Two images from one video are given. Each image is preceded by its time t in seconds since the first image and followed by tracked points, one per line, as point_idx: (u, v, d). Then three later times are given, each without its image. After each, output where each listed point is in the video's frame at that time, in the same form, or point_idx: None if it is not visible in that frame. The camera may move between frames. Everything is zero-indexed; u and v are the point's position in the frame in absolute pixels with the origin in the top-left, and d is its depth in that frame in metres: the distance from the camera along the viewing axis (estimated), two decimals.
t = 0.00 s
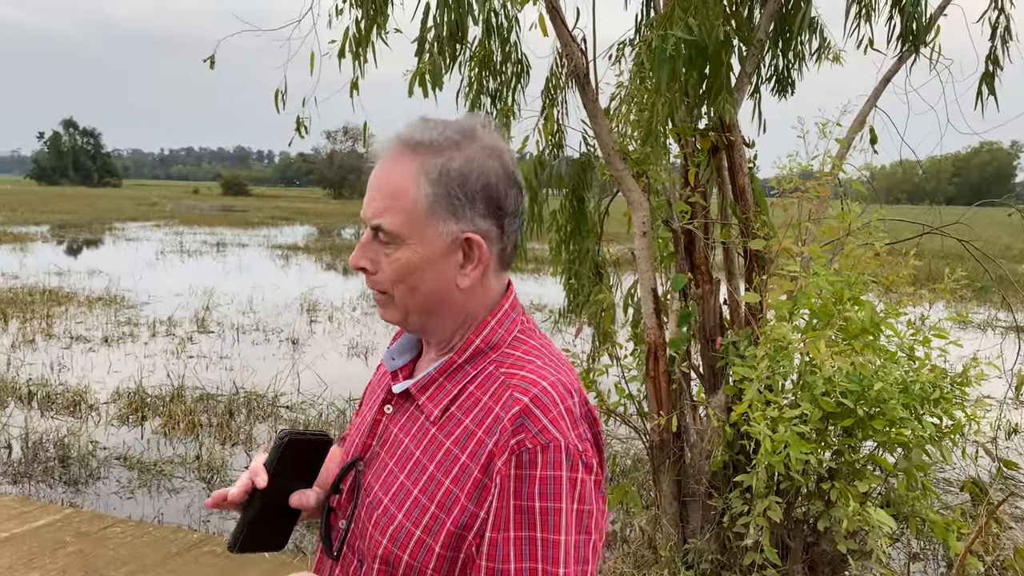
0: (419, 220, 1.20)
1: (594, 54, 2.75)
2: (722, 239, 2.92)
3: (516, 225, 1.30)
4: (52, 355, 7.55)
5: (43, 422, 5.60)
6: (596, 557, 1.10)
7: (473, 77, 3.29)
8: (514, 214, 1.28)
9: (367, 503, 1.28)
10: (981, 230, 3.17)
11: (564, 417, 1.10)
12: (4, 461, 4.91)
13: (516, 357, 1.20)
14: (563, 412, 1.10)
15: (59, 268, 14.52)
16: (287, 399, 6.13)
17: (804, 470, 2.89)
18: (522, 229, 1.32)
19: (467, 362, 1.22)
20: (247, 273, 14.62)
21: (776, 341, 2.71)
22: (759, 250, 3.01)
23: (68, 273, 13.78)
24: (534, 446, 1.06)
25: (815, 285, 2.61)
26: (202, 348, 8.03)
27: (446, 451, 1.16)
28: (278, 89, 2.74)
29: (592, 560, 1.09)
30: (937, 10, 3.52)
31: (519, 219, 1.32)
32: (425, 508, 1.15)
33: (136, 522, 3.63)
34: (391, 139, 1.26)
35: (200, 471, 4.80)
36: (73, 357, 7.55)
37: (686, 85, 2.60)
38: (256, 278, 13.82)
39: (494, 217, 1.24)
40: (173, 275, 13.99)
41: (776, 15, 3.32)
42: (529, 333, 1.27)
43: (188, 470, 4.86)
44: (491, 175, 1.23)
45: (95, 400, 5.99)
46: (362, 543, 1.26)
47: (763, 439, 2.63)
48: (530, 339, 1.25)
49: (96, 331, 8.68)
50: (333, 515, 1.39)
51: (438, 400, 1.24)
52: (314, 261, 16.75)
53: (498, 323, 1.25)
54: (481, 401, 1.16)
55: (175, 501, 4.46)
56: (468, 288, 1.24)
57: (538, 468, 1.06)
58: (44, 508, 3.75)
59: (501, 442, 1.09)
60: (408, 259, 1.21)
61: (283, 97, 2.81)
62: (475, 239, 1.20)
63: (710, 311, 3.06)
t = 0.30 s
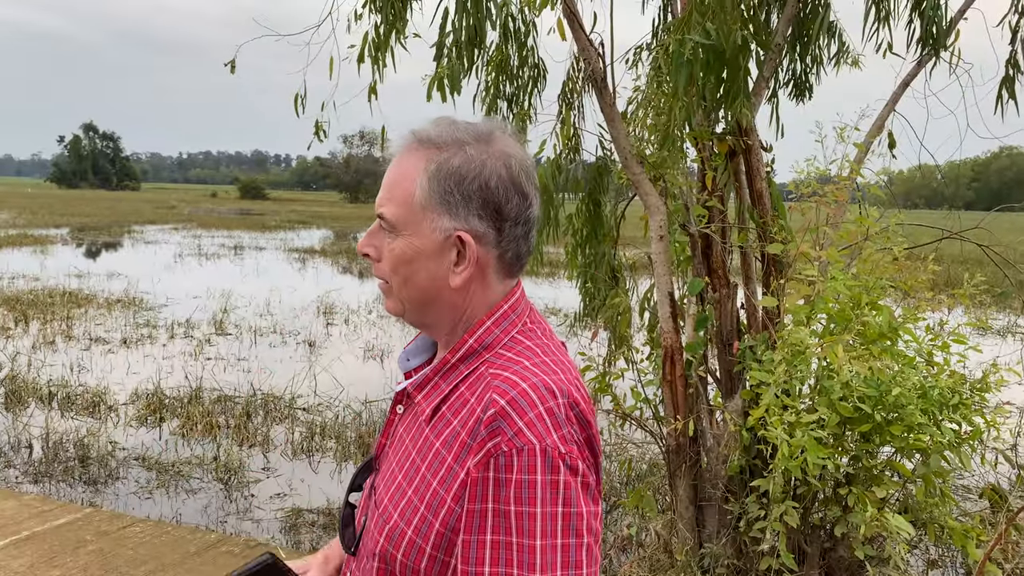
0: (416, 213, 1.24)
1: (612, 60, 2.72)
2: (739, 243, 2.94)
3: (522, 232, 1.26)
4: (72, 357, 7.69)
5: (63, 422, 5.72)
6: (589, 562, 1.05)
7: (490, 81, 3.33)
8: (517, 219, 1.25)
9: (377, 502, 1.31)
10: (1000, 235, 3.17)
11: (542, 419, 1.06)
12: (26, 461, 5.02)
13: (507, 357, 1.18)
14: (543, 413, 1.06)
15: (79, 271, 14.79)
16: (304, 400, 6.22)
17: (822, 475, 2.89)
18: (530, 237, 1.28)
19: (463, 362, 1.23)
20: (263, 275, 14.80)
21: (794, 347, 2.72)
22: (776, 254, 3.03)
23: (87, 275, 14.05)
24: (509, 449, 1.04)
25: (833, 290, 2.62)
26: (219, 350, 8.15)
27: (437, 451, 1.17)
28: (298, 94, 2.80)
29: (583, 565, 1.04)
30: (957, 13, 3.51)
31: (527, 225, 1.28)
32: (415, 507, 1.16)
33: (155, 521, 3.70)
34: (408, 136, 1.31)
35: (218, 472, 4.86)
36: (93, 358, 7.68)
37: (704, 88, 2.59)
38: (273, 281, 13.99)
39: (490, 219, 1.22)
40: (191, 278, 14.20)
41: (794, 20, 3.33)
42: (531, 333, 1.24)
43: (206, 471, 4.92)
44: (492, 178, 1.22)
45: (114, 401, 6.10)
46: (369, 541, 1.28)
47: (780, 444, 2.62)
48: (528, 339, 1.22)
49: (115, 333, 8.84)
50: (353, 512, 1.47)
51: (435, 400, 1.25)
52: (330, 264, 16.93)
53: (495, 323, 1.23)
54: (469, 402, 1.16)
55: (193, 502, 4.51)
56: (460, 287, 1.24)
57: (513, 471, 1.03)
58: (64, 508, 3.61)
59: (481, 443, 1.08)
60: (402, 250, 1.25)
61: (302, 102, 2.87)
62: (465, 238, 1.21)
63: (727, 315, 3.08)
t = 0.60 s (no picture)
0: (424, 216, 1.26)
1: (624, 59, 2.58)
2: (752, 244, 2.95)
3: (525, 234, 1.27)
4: (85, 357, 7.78)
5: (76, 422, 5.80)
6: (603, 534, 1.09)
7: (501, 83, 3.36)
8: (520, 222, 1.26)
9: (396, 486, 1.34)
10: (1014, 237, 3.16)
11: (550, 402, 1.09)
12: (39, 460, 5.09)
13: (516, 346, 1.21)
14: (551, 396, 1.10)
15: (92, 271, 14.99)
16: (314, 402, 6.28)
17: (834, 479, 2.89)
18: (533, 239, 1.29)
19: (474, 353, 1.26)
20: (274, 277, 14.92)
21: (806, 349, 2.72)
22: (788, 257, 3.04)
23: (100, 276, 14.23)
24: (519, 432, 1.07)
25: (846, 292, 2.62)
26: (231, 351, 8.23)
27: (449, 437, 1.20)
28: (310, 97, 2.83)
29: (597, 536, 1.08)
30: (970, 15, 3.50)
31: (530, 227, 1.29)
32: (431, 491, 1.19)
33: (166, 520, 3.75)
34: (417, 144, 1.34)
35: (229, 473, 4.91)
36: (106, 359, 7.77)
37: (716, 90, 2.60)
38: (285, 282, 14.10)
39: (494, 222, 1.24)
40: (203, 280, 14.33)
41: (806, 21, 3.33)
42: (538, 324, 1.28)
43: (217, 471, 4.97)
44: (494, 182, 1.24)
45: (126, 401, 6.17)
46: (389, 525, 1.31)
47: (793, 447, 2.62)
48: (536, 329, 1.26)
49: (127, 334, 8.93)
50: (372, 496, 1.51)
51: (447, 388, 1.29)
52: (341, 266, 17.03)
53: (505, 316, 1.26)
54: (479, 390, 1.19)
55: (205, 502, 4.55)
56: (467, 286, 1.26)
57: (524, 452, 1.07)
58: (78, 507, 3.67)
59: (492, 428, 1.11)
60: (410, 251, 1.27)
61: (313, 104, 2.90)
62: (470, 240, 1.23)
63: (739, 317, 3.08)
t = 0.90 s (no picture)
0: (424, 219, 1.28)
1: (630, 62, 2.61)
2: (759, 246, 2.95)
3: (519, 231, 1.29)
4: (93, 357, 7.84)
5: (85, 422, 5.85)
6: (621, 485, 1.14)
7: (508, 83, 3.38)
8: (514, 219, 1.28)
9: (425, 465, 1.33)
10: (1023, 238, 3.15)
11: (570, 367, 1.13)
12: (48, 460, 5.14)
13: (530, 326, 1.24)
14: (570, 362, 1.14)
15: (101, 271, 15.13)
16: (321, 402, 6.31)
17: (841, 480, 2.89)
18: (527, 236, 1.31)
19: (490, 337, 1.28)
20: (282, 277, 15.00)
21: (814, 350, 2.72)
22: (795, 258, 3.04)
23: (108, 276, 14.35)
24: (542, 396, 1.11)
25: (853, 293, 2.62)
26: (239, 351, 8.28)
27: (472, 410, 1.22)
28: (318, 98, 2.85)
29: (614, 486, 1.12)
30: (980, 15, 3.49)
31: (523, 225, 1.31)
32: (457, 458, 1.22)
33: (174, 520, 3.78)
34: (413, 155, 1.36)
35: (236, 473, 4.94)
36: (114, 359, 7.83)
37: (723, 91, 2.61)
38: (292, 283, 14.17)
39: (489, 220, 1.25)
40: (211, 280, 14.40)
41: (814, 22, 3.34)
42: (546, 307, 1.31)
43: (224, 471, 5.01)
44: (486, 185, 1.26)
45: (134, 401, 6.22)
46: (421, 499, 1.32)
47: (799, 448, 2.63)
48: (546, 311, 1.29)
49: (135, 334, 8.99)
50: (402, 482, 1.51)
51: (465, 369, 1.31)
52: (348, 266, 17.10)
53: (516, 300, 1.29)
54: (499, 364, 1.22)
55: (212, 502, 4.58)
56: (469, 282, 1.27)
57: (547, 414, 1.10)
58: (86, 506, 3.71)
59: (515, 395, 1.14)
60: (412, 253, 1.28)
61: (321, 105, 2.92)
62: (468, 237, 1.24)
63: (747, 318, 3.08)
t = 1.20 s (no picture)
0: (455, 212, 1.28)
1: (636, 60, 2.60)
2: (763, 246, 2.96)
3: (547, 227, 1.29)
4: (99, 357, 7.88)
5: (91, 421, 5.88)
6: (643, 470, 1.16)
7: (513, 84, 3.39)
8: (543, 215, 1.29)
9: (448, 449, 1.34)
10: None
11: (597, 355, 1.16)
12: (54, 459, 5.17)
13: (557, 317, 1.26)
14: (597, 350, 1.16)
15: (107, 271, 15.20)
16: (326, 401, 6.33)
17: (846, 480, 2.89)
18: (555, 232, 1.31)
19: (518, 327, 1.29)
20: (287, 277, 15.05)
21: (818, 350, 2.72)
22: (800, 258, 3.05)
23: (114, 276, 14.41)
24: (570, 381, 1.13)
25: (858, 292, 2.62)
26: (244, 351, 8.31)
27: (499, 396, 1.24)
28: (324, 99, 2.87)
29: (635, 471, 1.15)
30: (985, 16, 3.49)
31: (551, 221, 1.31)
32: (483, 443, 1.22)
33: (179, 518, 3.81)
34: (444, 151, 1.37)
35: (241, 472, 4.97)
36: (120, 359, 7.87)
37: (728, 91, 2.61)
38: (297, 283, 14.20)
39: (519, 214, 1.26)
40: (216, 280, 14.45)
41: (819, 21, 3.34)
42: (571, 301, 1.33)
43: (230, 470, 5.03)
44: (517, 181, 1.26)
45: (139, 401, 6.25)
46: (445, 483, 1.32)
47: (805, 448, 2.62)
48: (571, 305, 1.32)
49: (141, 334, 9.04)
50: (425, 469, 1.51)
51: (491, 358, 1.31)
52: (353, 266, 17.14)
53: (542, 293, 1.31)
54: (526, 352, 1.23)
55: (217, 501, 4.60)
56: (498, 275, 1.28)
57: (575, 399, 1.12)
58: (92, 505, 3.73)
59: (544, 380, 1.16)
60: (443, 245, 1.29)
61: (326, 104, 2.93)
62: (498, 231, 1.25)
63: (751, 318, 3.09)
